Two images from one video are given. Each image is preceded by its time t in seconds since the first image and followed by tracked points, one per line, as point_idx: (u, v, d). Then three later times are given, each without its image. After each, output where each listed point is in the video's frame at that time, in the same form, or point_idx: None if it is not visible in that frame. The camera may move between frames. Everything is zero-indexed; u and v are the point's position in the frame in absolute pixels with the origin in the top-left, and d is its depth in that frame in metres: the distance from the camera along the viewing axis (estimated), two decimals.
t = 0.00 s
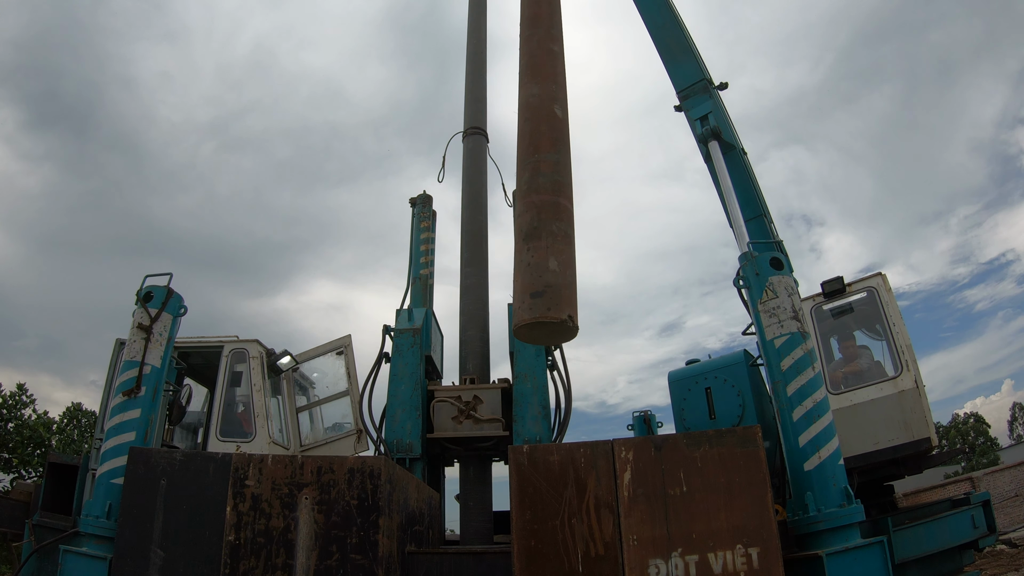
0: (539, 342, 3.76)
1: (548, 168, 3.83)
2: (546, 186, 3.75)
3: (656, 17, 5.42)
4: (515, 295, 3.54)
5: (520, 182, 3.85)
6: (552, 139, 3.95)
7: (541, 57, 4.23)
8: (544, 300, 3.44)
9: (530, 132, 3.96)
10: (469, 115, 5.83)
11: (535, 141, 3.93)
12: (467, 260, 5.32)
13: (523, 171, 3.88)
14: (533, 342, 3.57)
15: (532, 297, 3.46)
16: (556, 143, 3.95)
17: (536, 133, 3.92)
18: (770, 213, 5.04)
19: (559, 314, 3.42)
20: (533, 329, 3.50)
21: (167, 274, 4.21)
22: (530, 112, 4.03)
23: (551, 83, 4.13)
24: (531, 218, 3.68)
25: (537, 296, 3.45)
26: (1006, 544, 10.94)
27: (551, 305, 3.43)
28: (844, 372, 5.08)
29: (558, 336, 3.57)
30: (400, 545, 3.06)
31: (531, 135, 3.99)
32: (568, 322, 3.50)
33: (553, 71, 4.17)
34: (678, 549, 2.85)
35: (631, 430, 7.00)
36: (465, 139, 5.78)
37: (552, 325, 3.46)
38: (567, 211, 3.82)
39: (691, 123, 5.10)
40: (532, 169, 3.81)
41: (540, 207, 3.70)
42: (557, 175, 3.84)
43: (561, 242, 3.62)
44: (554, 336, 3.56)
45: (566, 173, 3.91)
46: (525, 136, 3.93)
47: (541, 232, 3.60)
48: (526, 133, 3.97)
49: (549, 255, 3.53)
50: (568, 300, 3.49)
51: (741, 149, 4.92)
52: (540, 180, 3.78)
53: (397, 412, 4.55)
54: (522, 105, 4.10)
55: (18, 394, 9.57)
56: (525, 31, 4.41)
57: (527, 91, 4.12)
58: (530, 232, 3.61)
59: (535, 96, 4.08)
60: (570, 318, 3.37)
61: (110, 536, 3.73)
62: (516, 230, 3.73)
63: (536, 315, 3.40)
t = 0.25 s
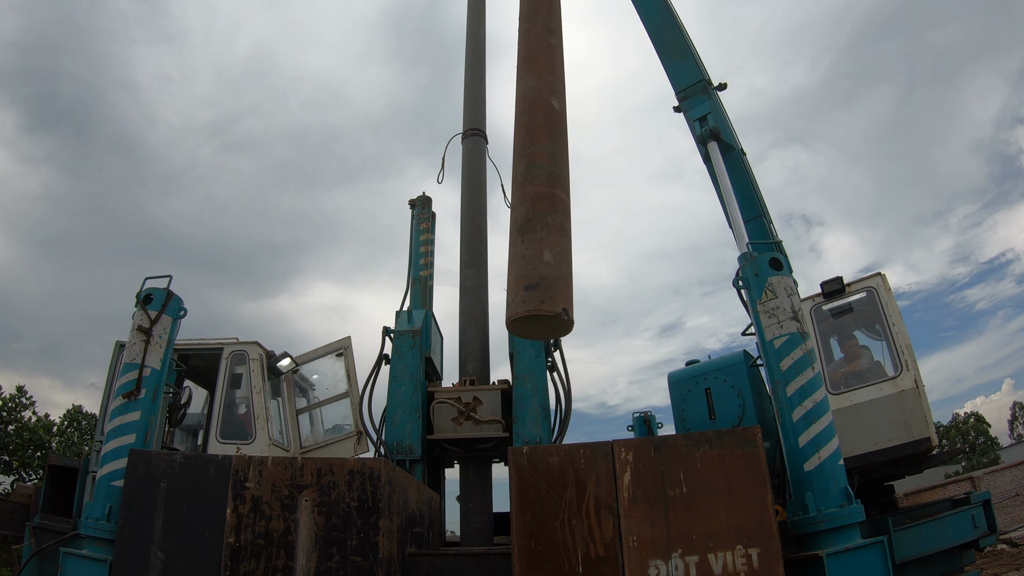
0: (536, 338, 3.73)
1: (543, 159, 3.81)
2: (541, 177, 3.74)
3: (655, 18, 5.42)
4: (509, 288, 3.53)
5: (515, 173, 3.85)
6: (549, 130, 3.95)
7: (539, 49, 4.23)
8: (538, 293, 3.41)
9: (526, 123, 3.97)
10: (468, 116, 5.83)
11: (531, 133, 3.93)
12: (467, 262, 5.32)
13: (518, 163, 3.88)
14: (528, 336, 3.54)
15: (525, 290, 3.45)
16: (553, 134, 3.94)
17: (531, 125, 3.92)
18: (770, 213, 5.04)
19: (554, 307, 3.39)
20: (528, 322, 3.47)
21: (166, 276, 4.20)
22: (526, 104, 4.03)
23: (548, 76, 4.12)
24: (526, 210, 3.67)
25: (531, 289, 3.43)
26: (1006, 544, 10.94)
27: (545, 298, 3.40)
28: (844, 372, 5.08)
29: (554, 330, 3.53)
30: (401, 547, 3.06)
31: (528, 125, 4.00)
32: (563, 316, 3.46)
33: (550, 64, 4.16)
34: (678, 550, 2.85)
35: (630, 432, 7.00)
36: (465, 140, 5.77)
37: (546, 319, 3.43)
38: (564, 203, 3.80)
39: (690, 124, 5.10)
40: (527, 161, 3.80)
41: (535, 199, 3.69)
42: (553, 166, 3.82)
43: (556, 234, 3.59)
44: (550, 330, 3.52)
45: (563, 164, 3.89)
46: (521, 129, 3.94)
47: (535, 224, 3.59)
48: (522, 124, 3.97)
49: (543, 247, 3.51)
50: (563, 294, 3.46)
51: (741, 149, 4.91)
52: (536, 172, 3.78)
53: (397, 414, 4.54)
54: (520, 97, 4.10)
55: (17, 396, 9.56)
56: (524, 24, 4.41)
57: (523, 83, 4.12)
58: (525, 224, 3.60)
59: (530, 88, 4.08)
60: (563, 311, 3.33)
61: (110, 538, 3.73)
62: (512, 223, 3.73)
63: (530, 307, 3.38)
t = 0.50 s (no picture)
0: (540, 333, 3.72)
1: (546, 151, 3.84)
2: (544, 169, 3.78)
3: (654, 17, 5.42)
4: (513, 282, 3.53)
5: (518, 165, 3.87)
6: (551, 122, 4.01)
7: (540, 42, 4.26)
8: (542, 286, 3.41)
9: (528, 116, 4.00)
10: (468, 116, 5.83)
11: (534, 125, 3.96)
12: (467, 261, 5.32)
13: (521, 156, 3.92)
14: (533, 330, 3.54)
15: (530, 283, 3.44)
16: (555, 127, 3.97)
17: (534, 118, 3.96)
18: (771, 213, 5.03)
19: (559, 300, 3.38)
20: (532, 316, 3.48)
21: (168, 276, 4.20)
22: (528, 97, 4.05)
23: (549, 68, 4.14)
24: (529, 202, 3.69)
25: (535, 282, 3.43)
26: (1006, 543, 10.94)
27: (549, 291, 3.40)
28: (844, 371, 5.07)
29: (560, 324, 3.53)
30: (401, 546, 3.05)
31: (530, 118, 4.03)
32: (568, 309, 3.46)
33: (551, 57, 4.19)
34: (680, 549, 2.85)
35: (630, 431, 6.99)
36: (464, 140, 5.77)
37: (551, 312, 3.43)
38: (567, 195, 3.82)
39: (689, 123, 5.10)
40: (530, 154, 3.84)
41: (539, 191, 3.72)
42: (556, 159, 3.85)
43: (560, 226, 3.61)
44: (555, 323, 3.51)
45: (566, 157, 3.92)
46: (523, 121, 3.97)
47: (539, 217, 3.60)
48: (525, 117, 4.01)
49: (547, 240, 3.52)
50: (567, 286, 3.46)
51: (741, 149, 4.90)
52: (538, 164, 3.81)
53: (398, 414, 4.53)
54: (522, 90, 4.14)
55: (17, 397, 9.55)
56: (525, 17, 4.43)
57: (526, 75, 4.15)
58: (528, 217, 3.61)
59: (532, 80, 4.11)
60: (567, 304, 3.33)
61: (110, 538, 3.73)
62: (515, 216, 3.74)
63: (535, 300, 3.38)
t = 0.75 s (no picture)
0: (553, 323, 3.70)
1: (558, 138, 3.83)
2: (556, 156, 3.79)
3: (658, 10, 5.39)
4: (527, 270, 3.51)
5: (528, 152, 3.85)
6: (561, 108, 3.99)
7: (547, 28, 4.25)
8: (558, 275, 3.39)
9: (538, 102, 3.97)
10: (470, 109, 5.81)
11: (543, 111, 3.95)
12: (469, 255, 5.31)
13: (531, 142, 3.88)
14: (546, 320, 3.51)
15: (545, 271, 3.43)
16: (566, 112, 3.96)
17: (543, 104, 3.95)
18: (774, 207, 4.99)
19: (574, 288, 3.36)
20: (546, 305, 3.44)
21: (170, 270, 4.20)
22: (537, 83, 4.03)
23: (557, 54, 4.15)
24: (542, 189, 3.67)
25: (549, 271, 3.42)
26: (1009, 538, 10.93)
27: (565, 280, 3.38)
28: (848, 365, 5.04)
29: (573, 313, 3.51)
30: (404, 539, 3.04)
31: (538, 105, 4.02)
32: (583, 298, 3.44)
33: (558, 42, 4.21)
34: (683, 542, 2.85)
35: (632, 425, 6.98)
36: (466, 133, 5.75)
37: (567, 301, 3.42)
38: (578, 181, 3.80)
39: (692, 116, 5.07)
40: (541, 140, 3.83)
41: (550, 178, 3.71)
42: (567, 145, 3.83)
43: (573, 213, 3.59)
44: (569, 312, 3.50)
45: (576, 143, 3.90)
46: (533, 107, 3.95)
47: (551, 204, 3.58)
48: (534, 102, 3.98)
49: (562, 227, 3.50)
50: (582, 275, 3.44)
51: (745, 143, 4.85)
52: (550, 151, 3.80)
53: (401, 407, 4.51)
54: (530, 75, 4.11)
55: (20, 390, 9.57)
56: (531, 4, 4.41)
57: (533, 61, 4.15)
58: (541, 204, 3.58)
59: (540, 66, 4.10)
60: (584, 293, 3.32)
61: (113, 532, 3.73)
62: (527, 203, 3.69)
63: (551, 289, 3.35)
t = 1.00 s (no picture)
0: (569, 315, 3.73)
1: (569, 127, 3.83)
2: (568, 145, 3.77)
3: (661, 6, 5.38)
4: (541, 262, 3.55)
5: (540, 142, 3.88)
6: (571, 98, 3.99)
7: (554, 18, 4.26)
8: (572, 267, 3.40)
9: (547, 91, 3.99)
10: (472, 104, 5.80)
11: (553, 101, 3.96)
12: (471, 250, 5.31)
13: (542, 132, 3.89)
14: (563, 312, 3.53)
15: (560, 263, 3.46)
16: (576, 101, 3.97)
17: (553, 93, 3.96)
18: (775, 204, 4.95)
19: (590, 280, 3.38)
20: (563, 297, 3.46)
21: (170, 264, 4.19)
22: (545, 73, 4.06)
23: (565, 42, 4.15)
24: (554, 180, 3.70)
25: (564, 263, 3.43)
26: (1008, 536, 10.96)
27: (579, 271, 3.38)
28: (848, 362, 5.05)
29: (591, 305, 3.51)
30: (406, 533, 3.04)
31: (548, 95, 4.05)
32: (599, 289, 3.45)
33: (566, 30, 4.21)
34: (683, 538, 2.85)
35: (632, 420, 7.01)
36: (468, 128, 5.75)
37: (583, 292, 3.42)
38: (591, 171, 3.81)
39: (695, 113, 5.06)
40: (552, 130, 3.84)
41: (562, 168, 3.70)
42: (578, 135, 3.83)
43: (586, 204, 3.59)
44: (586, 303, 3.51)
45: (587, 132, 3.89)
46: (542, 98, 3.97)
47: (565, 195, 3.60)
48: (544, 92, 4.00)
49: (575, 219, 3.51)
50: (597, 266, 3.47)
51: (747, 139, 4.83)
52: (561, 140, 3.78)
53: (403, 401, 4.53)
54: (539, 65, 4.13)
55: (22, 385, 9.58)
56: None
57: (542, 51, 4.17)
58: (554, 196, 3.61)
59: (548, 55, 4.11)
60: (599, 283, 3.31)
61: (115, 525, 3.74)
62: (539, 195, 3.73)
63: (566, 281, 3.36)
